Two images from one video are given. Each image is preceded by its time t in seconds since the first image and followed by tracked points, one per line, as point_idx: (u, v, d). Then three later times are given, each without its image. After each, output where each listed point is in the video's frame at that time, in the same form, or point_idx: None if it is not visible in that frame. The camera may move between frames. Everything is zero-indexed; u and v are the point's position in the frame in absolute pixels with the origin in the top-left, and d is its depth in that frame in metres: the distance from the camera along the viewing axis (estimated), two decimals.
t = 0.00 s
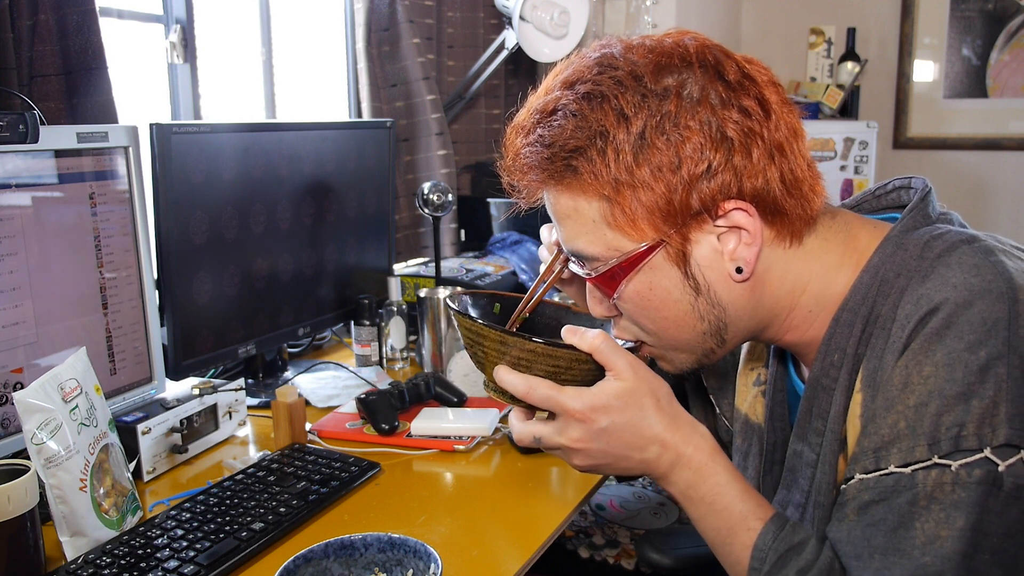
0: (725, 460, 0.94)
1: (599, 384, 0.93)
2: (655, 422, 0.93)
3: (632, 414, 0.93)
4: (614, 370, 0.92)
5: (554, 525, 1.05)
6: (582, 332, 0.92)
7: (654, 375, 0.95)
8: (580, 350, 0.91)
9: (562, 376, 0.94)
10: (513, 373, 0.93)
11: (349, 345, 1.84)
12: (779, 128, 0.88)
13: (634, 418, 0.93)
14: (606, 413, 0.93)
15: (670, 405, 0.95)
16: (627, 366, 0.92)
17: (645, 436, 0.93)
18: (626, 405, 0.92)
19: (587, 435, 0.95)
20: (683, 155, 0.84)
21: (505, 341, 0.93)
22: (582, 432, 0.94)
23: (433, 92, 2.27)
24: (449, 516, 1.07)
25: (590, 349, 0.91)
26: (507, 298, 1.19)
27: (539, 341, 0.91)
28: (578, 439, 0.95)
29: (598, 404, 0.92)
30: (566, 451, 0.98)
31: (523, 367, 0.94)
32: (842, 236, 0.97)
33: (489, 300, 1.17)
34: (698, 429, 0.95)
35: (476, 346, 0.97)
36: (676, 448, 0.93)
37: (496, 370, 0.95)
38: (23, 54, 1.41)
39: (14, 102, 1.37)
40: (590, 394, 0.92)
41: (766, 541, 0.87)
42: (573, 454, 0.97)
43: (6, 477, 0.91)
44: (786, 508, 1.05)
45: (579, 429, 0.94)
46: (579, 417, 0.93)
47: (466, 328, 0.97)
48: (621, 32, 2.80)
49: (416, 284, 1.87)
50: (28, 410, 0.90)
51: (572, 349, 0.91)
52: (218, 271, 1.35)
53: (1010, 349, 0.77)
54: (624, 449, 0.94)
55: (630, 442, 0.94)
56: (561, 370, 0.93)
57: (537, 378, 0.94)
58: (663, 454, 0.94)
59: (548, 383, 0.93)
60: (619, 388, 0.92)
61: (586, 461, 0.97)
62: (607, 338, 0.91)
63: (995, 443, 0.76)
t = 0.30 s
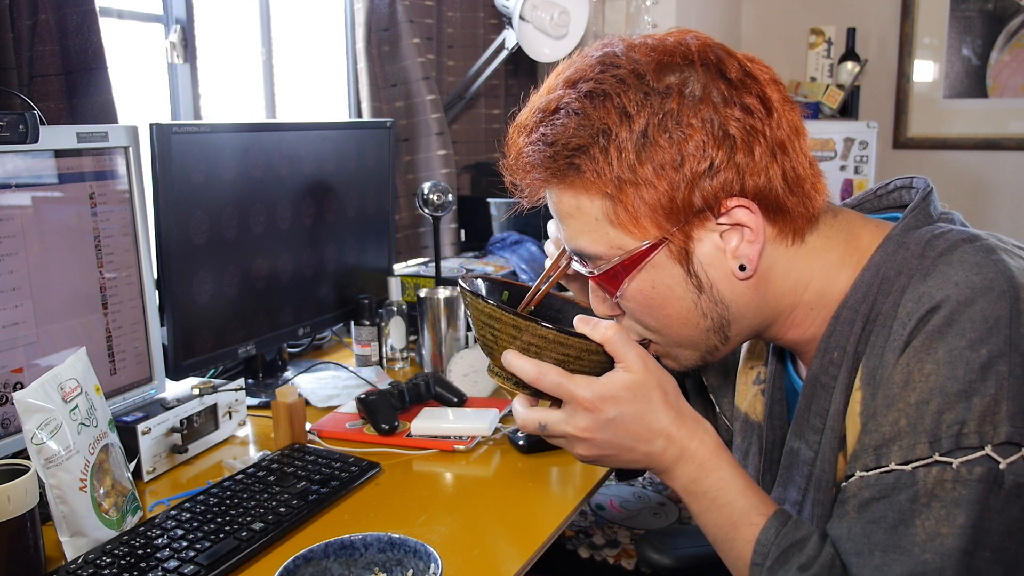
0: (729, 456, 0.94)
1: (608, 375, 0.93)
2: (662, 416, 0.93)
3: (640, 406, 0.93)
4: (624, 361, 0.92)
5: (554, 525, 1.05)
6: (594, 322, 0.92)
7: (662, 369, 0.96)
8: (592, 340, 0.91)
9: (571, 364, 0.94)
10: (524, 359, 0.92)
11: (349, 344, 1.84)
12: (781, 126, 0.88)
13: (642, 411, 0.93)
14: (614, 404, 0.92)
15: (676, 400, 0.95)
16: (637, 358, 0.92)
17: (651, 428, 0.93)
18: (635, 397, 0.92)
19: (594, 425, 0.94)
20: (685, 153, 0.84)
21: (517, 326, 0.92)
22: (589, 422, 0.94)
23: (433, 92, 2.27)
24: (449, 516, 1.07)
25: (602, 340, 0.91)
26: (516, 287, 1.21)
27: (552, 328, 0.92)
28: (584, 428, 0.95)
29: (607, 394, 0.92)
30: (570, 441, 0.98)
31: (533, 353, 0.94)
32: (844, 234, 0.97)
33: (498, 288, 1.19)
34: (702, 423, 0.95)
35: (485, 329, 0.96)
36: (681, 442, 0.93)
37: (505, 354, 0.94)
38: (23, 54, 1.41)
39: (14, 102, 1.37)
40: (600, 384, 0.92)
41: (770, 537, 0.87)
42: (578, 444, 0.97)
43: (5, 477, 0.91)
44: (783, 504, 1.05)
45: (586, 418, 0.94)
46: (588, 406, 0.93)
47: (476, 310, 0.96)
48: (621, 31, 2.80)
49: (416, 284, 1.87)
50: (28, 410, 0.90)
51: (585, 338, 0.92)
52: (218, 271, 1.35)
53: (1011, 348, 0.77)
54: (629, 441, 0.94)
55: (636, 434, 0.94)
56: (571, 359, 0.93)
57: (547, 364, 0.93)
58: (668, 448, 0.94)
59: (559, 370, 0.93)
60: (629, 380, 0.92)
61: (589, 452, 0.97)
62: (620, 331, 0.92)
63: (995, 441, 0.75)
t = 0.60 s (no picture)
0: (732, 452, 0.95)
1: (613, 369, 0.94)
2: (665, 411, 0.94)
3: (644, 401, 0.93)
4: (630, 357, 0.93)
5: (554, 524, 1.05)
6: (600, 317, 0.93)
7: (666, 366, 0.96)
8: (598, 334, 0.92)
9: (575, 359, 0.94)
10: (530, 351, 0.92)
11: (349, 345, 1.84)
12: (784, 126, 0.88)
13: (646, 406, 0.93)
14: (618, 398, 0.93)
15: (679, 396, 0.96)
16: (642, 355, 0.93)
17: (655, 424, 0.94)
18: (639, 392, 0.93)
19: (597, 419, 0.94)
20: (689, 151, 0.84)
21: (523, 318, 0.91)
22: (593, 415, 0.94)
23: (433, 92, 2.27)
24: (449, 516, 1.07)
25: (609, 334, 0.92)
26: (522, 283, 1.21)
27: (558, 321, 0.91)
28: (588, 422, 0.95)
29: (612, 388, 0.92)
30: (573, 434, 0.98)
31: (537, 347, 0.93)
32: (846, 234, 0.97)
33: (503, 281, 1.21)
34: (704, 419, 0.96)
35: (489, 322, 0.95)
36: (683, 438, 0.94)
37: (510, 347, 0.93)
38: (23, 55, 1.41)
39: (15, 102, 1.37)
40: (605, 378, 0.93)
41: (771, 533, 0.87)
42: (580, 437, 0.97)
43: (5, 477, 0.91)
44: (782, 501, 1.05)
45: (590, 412, 0.94)
46: (592, 399, 0.93)
47: (479, 300, 0.94)
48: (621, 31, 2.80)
49: (416, 284, 1.87)
50: (28, 410, 0.90)
51: (590, 333, 0.92)
52: (218, 271, 1.35)
53: (1013, 345, 0.77)
54: (632, 436, 0.95)
55: (639, 428, 0.94)
56: (576, 352, 0.93)
57: (551, 356, 0.93)
58: (671, 443, 0.94)
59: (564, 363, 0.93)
60: (633, 375, 0.93)
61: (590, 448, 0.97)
62: (626, 327, 0.93)
63: (997, 439, 0.75)
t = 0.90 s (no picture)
0: (731, 453, 0.93)
1: (602, 381, 0.94)
2: (659, 417, 0.93)
3: (636, 409, 0.93)
4: (617, 367, 0.93)
5: (554, 524, 1.05)
6: (582, 331, 0.94)
7: (659, 370, 0.96)
8: (581, 349, 0.93)
9: (568, 375, 0.96)
10: (518, 373, 0.95)
11: (349, 344, 1.84)
12: (787, 126, 0.88)
13: (638, 413, 0.93)
14: (610, 410, 0.93)
15: (674, 400, 0.95)
16: (630, 363, 0.93)
17: (649, 430, 0.93)
18: (630, 401, 0.92)
19: (592, 433, 0.95)
20: (692, 153, 0.84)
21: (509, 340, 0.96)
22: (587, 430, 0.95)
23: (433, 92, 2.27)
24: (449, 516, 1.07)
25: (592, 347, 0.92)
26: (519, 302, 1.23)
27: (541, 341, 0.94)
28: (583, 436, 0.95)
29: (602, 401, 0.92)
30: (573, 449, 0.98)
31: (530, 367, 0.97)
32: (850, 233, 0.97)
33: (501, 300, 1.22)
34: (702, 422, 0.94)
35: (488, 349, 1.00)
36: (681, 442, 0.93)
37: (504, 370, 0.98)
38: (23, 54, 1.41)
39: (15, 102, 1.37)
40: (593, 391, 0.93)
41: (771, 535, 0.86)
42: (580, 451, 0.97)
43: (5, 477, 0.91)
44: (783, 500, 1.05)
45: (584, 427, 0.95)
46: (584, 414, 0.94)
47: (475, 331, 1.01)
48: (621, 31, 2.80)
49: (416, 284, 1.87)
50: (28, 410, 0.90)
51: (573, 348, 0.93)
52: (218, 270, 1.35)
53: (1017, 343, 0.77)
54: (629, 444, 0.94)
55: (635, 436, 0.93)
56: (565, 369, 0.95)
57: (541, 376, 0.95)
58: (668, 448, 0.93)
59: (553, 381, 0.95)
60: (622, 385, 0.92)
61: (591, 456, 0.97)
62: (609, 337, 0.92)
63: (1000, 436, 0.75)
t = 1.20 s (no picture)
0: (719, 471, 0.94)
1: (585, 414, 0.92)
2: (646, 441, 0.92)
3: (621, 437, 0.91)
4: (597, 399, 0.90)
5: (555, 525, 1.05)
6: (559, 367, 0.91)
7: (639, 394, 0.94)
8: (559, 385, 0.90)
9: (551, 412, 0.93)
10: (502, 417, 0.93)
11: (349, 345, 1.84)
12: (783, 122, 0.88)
13: (624, 442, 0.92)
14: (596, 441, 0.91)
15: (658, 422, 0.94)
16: (609, 393, 0.91)
17: (637, 457, 0.92)
18: (614, 430, 0.91)
19: (581, 466, 0.93)
20: (692, 158, 0.84)
21: (488, 385, 0.92)
22: (576, 464, 0.93)
23: (433, 92, 2.27)
24: (449, 516, 1.07)
25: (569, 382, 0.89)
26: (502, 336, 1.15)
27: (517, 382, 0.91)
28: (573, 470, 0.94)
29: (587, 434, 0.91)
30: (566, 483, 0.96)
31: (512, 409, 0.94)
32: (853, 231, 0.97)
33: (483, 338, 1.13)
34: (688, 441, 0.94)
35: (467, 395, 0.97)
36: (670, 464, 0.93)
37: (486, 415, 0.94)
38: (23, 54, 1.41)
39: (15, 102, 1.37)
40: (577, 425, 0.91)
41: (767, 549, 0.87)
42: (572, 484, 0.96)
43: (5, 477, 0.91)
44: (785, 502, 1.05)
45: (572, 462, 0.93)
46: (570, 449, 0.92)
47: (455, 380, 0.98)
48: (621, 31, 2.80)
49: (416, 284, 1.87)
50: (28, 410, 0.90)
51: (552, 386, 0.90)
52: (218, 270, 1.35)
53: (1021, 343, 0.77)
54: (619, 473, 0.93)
55: (623, 465, 0.93)
56: (549, 407, 0.92)
57: (524, 417, 0.93)
58: (658, 472, 0.93)
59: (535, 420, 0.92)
60: (605, 416, 0.91)
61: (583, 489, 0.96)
62: (585, 369, 0.90)
63: (1005, 437, 0.75)
